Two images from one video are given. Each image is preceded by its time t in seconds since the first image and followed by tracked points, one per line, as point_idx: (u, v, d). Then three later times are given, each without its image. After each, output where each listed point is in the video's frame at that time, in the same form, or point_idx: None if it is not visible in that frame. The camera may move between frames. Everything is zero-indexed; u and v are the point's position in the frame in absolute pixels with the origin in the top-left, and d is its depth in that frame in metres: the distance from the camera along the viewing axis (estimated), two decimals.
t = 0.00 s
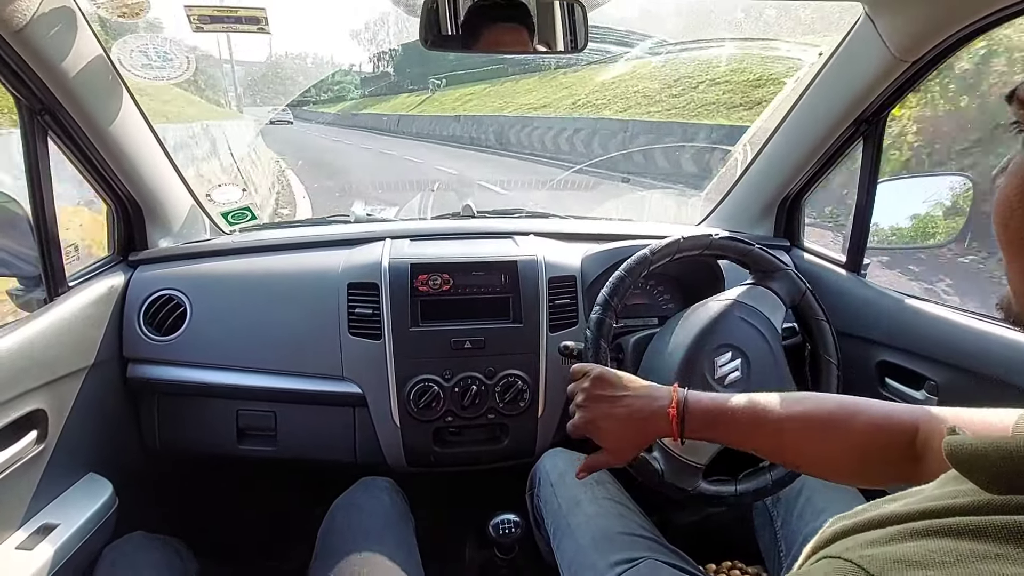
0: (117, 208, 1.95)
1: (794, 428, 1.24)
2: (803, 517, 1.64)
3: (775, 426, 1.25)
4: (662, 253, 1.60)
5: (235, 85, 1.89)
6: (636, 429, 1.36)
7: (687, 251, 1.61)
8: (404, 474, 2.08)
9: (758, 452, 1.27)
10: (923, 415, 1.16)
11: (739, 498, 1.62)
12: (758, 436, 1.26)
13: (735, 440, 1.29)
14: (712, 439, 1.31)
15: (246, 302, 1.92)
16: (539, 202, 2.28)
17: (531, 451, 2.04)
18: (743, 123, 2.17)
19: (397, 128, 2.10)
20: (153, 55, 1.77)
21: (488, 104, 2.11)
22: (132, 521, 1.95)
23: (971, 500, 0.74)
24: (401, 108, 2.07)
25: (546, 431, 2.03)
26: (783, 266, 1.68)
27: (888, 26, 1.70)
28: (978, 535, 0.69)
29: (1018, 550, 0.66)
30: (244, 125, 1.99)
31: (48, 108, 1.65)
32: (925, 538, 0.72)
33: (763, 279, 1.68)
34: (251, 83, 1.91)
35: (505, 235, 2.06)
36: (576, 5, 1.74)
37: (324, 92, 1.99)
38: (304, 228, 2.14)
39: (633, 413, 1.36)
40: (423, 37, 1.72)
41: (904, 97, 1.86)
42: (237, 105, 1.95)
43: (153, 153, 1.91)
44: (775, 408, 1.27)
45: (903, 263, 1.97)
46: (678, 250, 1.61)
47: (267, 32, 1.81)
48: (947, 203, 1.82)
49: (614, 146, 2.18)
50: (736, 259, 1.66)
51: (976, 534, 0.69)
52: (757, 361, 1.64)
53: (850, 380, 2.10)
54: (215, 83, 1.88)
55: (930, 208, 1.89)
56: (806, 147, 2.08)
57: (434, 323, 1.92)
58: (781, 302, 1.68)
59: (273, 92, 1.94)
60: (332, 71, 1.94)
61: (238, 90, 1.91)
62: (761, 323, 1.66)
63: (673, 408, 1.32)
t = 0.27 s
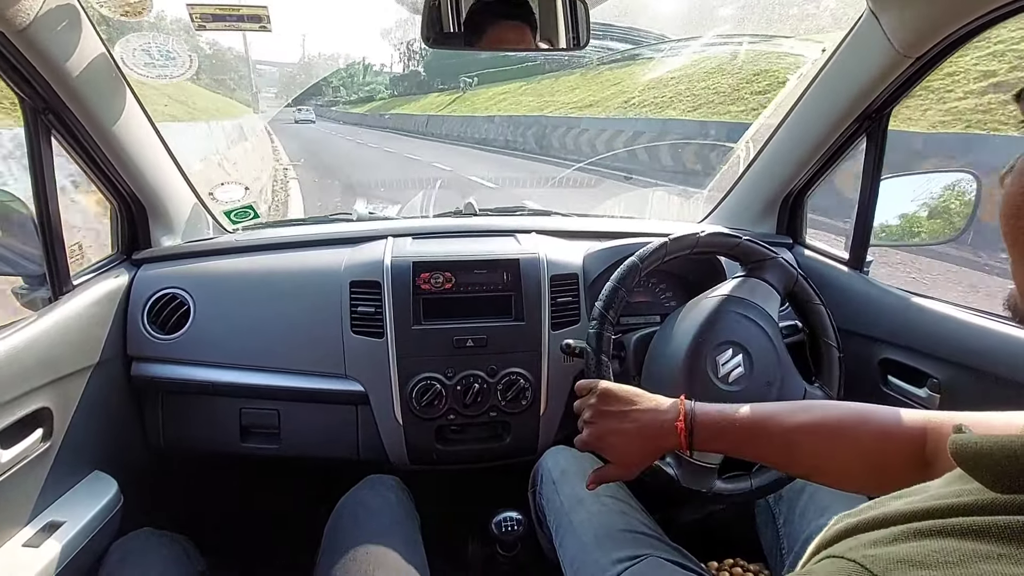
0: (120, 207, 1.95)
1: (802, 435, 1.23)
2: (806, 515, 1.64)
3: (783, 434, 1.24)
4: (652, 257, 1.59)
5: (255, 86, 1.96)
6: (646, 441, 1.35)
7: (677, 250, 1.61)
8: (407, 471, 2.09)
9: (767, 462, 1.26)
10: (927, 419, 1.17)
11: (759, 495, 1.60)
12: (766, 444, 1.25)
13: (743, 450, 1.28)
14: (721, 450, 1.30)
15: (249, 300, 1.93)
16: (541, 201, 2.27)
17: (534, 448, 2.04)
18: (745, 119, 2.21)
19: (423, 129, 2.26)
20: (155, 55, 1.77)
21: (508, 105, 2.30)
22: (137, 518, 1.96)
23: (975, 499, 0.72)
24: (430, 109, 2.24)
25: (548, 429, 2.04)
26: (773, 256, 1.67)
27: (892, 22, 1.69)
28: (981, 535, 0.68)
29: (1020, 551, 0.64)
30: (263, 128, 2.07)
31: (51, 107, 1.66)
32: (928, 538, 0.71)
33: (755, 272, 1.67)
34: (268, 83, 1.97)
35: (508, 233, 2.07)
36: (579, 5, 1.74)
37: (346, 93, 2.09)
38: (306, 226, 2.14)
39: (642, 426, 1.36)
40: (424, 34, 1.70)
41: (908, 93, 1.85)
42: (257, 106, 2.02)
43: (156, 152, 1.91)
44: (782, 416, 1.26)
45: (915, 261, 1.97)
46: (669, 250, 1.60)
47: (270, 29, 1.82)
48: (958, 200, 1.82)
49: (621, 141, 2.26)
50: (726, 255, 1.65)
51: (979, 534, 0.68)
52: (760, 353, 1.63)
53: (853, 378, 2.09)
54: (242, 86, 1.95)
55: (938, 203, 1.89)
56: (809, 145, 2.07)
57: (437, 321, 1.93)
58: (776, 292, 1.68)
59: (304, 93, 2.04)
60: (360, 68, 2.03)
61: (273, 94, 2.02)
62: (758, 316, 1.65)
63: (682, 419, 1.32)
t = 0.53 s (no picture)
0: (121, 207, 1.96)
1: (800, 429, 1.23)
2: (806, 513, 1.64)
3: (780, 427, 1.25)
4: (657, 253, 1.59)
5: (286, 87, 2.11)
6: (645, 431, 1.36)
7: (682, 248, 1.60)
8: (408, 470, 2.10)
9: (765, 454, 1.27)
10: (926, 415, 1.15)
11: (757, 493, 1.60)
12: (763, 437, 1.27)
13: (742, 443, 1.30)
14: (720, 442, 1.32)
15: (250, 299, 1.93)
16: (541, 199, 2.29)
17: (534, 446, 2.05)
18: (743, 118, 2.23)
19: (451, 133, 2.44)
20: (155, 54, 1.78)
21: (525, 109, 2.48)
22: (139, 516, 1.97)
23: (971, 495, 0.73)
24: (456, 112, 2.45)
25: (549, 428, 2.04)
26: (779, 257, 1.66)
27: (893, 20, 1.69)
28: (980, 530, 0.68)
29: (1020, 547, 0.65)
30: (293, 127, 2.22)
31: (52, 107, 1.66)
32: (926, 534, 0.71)
33: (760, 272, 1.66)
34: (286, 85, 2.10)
35: (508, 232, 2.07)
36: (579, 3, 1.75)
37: (377, 95, 2.28)
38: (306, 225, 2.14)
39: (641, 415, 1.37)
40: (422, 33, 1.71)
41: (908, 91, 1.85)
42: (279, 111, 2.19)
43: (156, 151, 1.92)
44: (780, 409, 1.27)
45: (913, 258, 1.96)
46: (673, 248, 1.59)
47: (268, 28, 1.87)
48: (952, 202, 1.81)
49: (626, 138, 2.34)
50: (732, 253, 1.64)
51: (978, 530, 0.68)
52: (759, 353, 1.64)
53: (853, 376, 2.09)
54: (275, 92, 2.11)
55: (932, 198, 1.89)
56: (808, 144, 2.08)
57: (437, 320, 1.93)
58: (780, 293, 1.67)
59: (338, 96, 2.24)
60: (391, 69, 2.25)
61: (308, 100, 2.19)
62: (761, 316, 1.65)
63: (682, 410, 1.33)
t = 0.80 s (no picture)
0: (134, 205, 1.97)
1: (804, 417, 1.23)
2: (817, 514, 1.63)
3: (785, 415, 1.25)
4: (678, 247, 1.58)
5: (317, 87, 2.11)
6: (646, 411, 1.37)
7: (702, 246, 1.59)
8: (417, 468, 2.10)
9: (770, 442, 1.27)
10: (936, 405, 1.13)
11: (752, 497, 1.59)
12: (768, 425, 1.26)
13: (746, 429, 1.30)
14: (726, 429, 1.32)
15: (261, 296, 1.95)
16: (549, 199, 2.29)
17: (543, 445, 2.05)
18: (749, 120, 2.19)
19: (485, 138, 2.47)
20: (169, 54, 1.80)
21: (574, 107, 2.34)
22: (152, 511, 1.99)
23: (990, 495, 0.72)
24: (498, 114, 2.42)
25: (557, 426, 2.04)
26: (800, 264, 1.66)
27: (905, 17, 1.68)
28: (999, 530, 0.68)
29: None
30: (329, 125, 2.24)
31: (66, 106, 1.68)
32: (944, 533, 0.71)
33: (778, 276, 1.66)
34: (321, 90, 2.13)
35: (517, 231, 2.08)
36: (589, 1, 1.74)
37: (415, 98, 2.29)
38: (317, 224, 2.16)
39: (645, 395, 1.38)
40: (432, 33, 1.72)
41: (921, 90, 1.84)
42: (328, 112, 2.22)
43: (169, 150, 1.94)
44: (786, 396, 1.26)
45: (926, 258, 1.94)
46: (693, 243, 1.58)
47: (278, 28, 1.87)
48: (967, 198, 1.80)
49: (642, 138, 2.28)
50: (751, 255, 1.64)
51: (997, 530, 0.68)
52: (768, 359, 1.63)
53: (864, 377, 2.08)
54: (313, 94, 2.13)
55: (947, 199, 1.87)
56: (820, 143, 2.05)
57: (446, 318, 1.94)
58: (797, 300, 1.66)
59: (373, 99, 2.24)
60: (428, 73, 2.24)
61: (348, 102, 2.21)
62: (775, 321, 1.64)
63: (688, 393, 1.34)
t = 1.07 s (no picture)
0: (131, 204, 1.96)
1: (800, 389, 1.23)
2: (816, 512, 1.63)
3: (782, 385, 1.25)
4: (700, 245, 1.58)
5: (333, 87, 2.10)
6: (644, 365, 1.38)
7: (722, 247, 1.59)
8: (416, 467, 2.10)
9: (764, 412, 1.28)
10: (930, 389, 1.11)
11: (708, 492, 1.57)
12: (763, 394, 1.27)
13: (742, 398, 1.30)
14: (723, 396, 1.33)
15: (260, 295, 1.94)
16: (547, 198, 2.30)
17: (541, 444, 2.05)
18: (748, 119, 2.19)
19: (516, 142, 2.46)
20: (165, 51, 1.77)
21: (596, 109, 2.39)
22: (150, 511, 1.98)
23: (998, 491, 0.75)
24: (529, 114, 2.42)
25: (556, 425, 2.04)
26: (820, 286, 1.64)
27: (905, 16, 1.67)
28: (1004, 524, 0.71)
29: None
30: (351, 124, 2.24)
31: (63, 104, 1.67)
32: (952, 528, 0.75)
33: (796, 289, 1.65)
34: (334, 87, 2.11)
35: (516, 230, 2.07)
36: None
37: (437, 96, 2.29)
38: (316, 222, 2.16)
39: (645, 352, 1.39)
40: (432, 30, 1.72)
41: (919, 89, 1.84)
42: (349, 113, 2.21)
43: (165, 148, 1.93)
44: (786, 368, 1.27)
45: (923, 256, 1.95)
46: (715, 242, 1.57)
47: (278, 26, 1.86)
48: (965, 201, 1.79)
49: (653, 143, 2.29)
50: (771, 264, 1.63)
51: (1003, 523, 0.71)
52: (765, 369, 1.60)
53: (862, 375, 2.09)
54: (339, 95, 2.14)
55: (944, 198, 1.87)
56: (820, 139, 2.04)
57: (444, 317, 1.93)
58: (806, 317, 1.62)
59: (405, 98, 2.25)
60: (454, 73, 2.24)
61: (372, 103, 2.22)
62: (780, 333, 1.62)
63: (687, 355, 1.35)
